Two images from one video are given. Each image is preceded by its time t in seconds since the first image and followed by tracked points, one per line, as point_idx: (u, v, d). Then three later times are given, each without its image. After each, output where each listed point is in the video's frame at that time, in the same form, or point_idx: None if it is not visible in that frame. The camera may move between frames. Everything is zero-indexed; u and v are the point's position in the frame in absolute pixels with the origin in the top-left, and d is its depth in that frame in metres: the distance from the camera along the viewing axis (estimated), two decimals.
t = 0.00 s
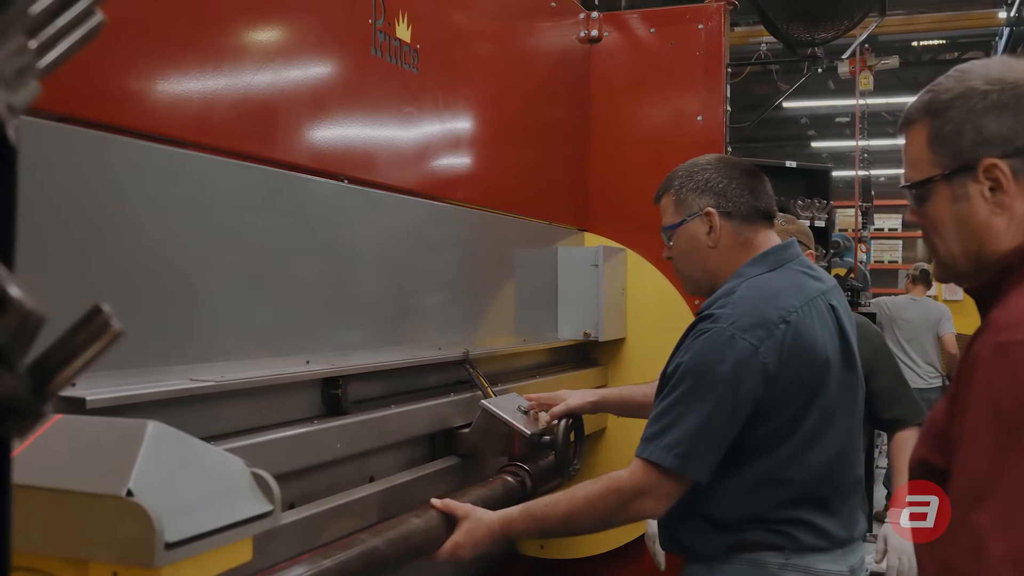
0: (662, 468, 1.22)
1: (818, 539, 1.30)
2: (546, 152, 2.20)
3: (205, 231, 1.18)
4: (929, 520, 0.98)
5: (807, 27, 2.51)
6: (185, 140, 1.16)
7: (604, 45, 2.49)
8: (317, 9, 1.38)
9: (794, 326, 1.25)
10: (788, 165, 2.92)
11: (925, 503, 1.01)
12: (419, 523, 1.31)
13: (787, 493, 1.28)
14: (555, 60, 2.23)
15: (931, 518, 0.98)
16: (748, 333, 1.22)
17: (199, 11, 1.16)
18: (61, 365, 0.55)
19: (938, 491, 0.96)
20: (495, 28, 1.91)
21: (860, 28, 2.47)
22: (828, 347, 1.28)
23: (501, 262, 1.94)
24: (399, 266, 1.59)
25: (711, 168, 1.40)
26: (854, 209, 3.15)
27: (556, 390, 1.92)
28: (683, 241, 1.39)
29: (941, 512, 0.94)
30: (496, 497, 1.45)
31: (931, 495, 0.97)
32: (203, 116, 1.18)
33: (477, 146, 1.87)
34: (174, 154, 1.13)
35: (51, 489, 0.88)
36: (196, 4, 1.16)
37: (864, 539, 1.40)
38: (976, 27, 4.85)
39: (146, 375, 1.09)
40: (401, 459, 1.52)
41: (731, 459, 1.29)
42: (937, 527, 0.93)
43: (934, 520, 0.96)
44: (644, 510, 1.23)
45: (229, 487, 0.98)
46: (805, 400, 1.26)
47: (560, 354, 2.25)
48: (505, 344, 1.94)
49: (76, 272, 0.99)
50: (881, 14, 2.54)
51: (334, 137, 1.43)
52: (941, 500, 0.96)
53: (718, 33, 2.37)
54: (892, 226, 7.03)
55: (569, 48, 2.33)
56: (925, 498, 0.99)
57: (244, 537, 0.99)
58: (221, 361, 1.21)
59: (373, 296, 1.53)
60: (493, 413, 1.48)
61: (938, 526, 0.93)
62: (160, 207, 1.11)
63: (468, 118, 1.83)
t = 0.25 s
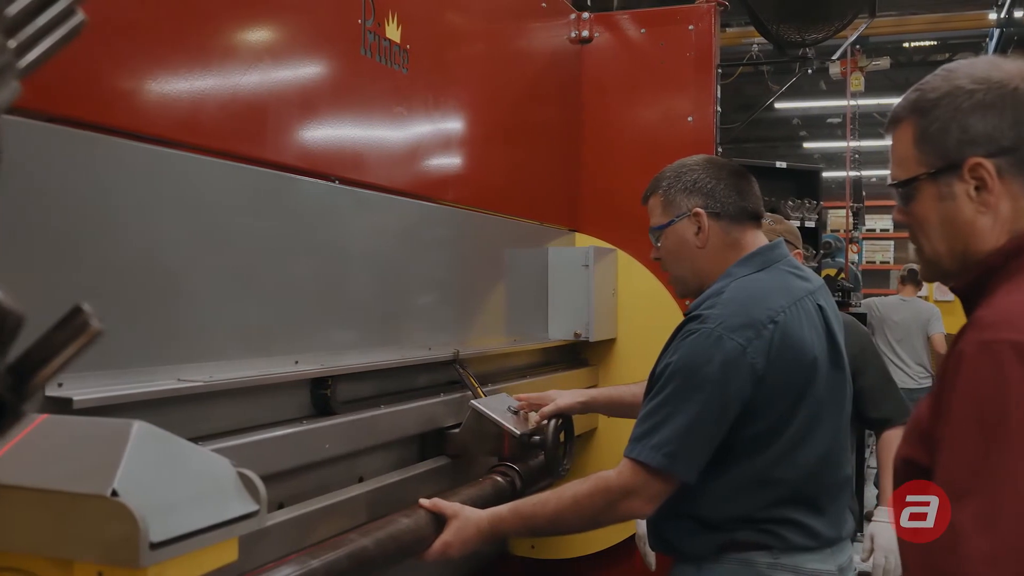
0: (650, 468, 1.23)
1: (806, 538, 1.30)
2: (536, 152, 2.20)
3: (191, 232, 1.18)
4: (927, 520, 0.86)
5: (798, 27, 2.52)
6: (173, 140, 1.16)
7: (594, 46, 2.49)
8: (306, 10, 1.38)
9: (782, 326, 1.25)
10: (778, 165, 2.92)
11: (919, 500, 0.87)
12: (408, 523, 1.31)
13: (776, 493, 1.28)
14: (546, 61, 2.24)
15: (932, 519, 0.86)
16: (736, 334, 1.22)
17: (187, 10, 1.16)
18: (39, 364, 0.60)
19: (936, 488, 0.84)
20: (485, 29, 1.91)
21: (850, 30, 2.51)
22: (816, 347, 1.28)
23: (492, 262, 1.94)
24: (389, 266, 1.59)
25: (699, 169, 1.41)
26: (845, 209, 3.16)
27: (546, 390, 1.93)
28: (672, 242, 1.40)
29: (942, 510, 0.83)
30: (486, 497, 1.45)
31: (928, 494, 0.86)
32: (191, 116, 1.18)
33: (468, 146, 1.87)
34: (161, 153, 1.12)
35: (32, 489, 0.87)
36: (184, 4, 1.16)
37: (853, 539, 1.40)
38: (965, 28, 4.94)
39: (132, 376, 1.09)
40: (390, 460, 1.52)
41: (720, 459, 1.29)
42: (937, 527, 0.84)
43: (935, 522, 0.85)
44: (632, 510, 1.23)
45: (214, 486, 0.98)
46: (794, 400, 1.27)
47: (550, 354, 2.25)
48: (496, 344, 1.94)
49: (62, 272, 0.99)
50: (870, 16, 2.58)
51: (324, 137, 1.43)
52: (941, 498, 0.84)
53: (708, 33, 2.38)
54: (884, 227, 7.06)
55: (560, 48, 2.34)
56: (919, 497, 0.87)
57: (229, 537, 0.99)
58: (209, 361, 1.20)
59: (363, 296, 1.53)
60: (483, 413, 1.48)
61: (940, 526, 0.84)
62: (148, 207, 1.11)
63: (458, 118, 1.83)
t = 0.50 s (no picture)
0: (638, 467, 1.23)
1: (795, 538, 1.30)
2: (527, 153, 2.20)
3: (179, 231, 1.17)
4: (924, 521, 0.82)
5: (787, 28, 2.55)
6: (161, 140, 1.15)
7: (585, 46, 2.50)
8: (294, 9, 1.38)
9: (770, 326, 1.25)
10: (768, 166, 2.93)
11: (915, 499, 0.83)
12: (397, 523, 1.30)
13: (765, 493, 1.28)
14: (537, 61, 2.24)
15: (930, 520, 0.81)
16: (724, 334, 1.23)
17: (175, 9, 1.16)
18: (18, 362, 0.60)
19: (935, 488, 0.80)
20: (475, 29, 1.91)
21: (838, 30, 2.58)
22: (804, 347, 1.28)
23: (482, 262, 1.94)
24: (379, 266, 1.59)
25: (687, 169, 1.41)
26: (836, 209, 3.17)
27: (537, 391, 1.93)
28: (660, 241, 1.40)
29: (942, 511, 0.80)
30: (476, 497, 1.45)
31: (927, 493, 0.81)
32: (179, 115, 1.18)
33: (458, 146, 1.87)
34: (148, 152, 1.12)
35: (16, 489, 0.87)
36: (172, 3, 1.16)
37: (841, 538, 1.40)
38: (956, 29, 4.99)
39: (119, 376, 1.08)
40: (379, 460, 1.52)
41: (709, 459, 1.30)
42: (936, 528, 0.80)
43: (932, 522, 0.81)
44: (621, 510, 1.24)
45: (200, 487, 0.97)
46: (782, 400, 1.27)
47: (541, 354, 2.25)
48: (487, 344, 1.94)
49: (48, 272, 0.98)
50: (858, 15, 2.65)
51: (313, 137, 1.43)
52: (941, 499, 0.80)
53: (698, 33, 2.38)
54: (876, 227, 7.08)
55: (551, 48, 2.35)
56: (915, 496, 0.83)
57: (215, 537, 0.99)
58: (197, 361, 1.20)
59: (353, 296, 1.52)
60: (472, 414, 1.48)
61: (940, 527, 0.80)
62: (135, 207, 1.10)
63: (448, 117, 1.83)
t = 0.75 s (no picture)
0: (627, 467, 1.23)
1: (783, 537, 1.30)
2: (519, 154, 2.21)
3: (168, 231, 1.17)
4: (923, 522, 0.80)
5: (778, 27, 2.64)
6: (148, 140, 1.15)
7: (576, 46, 2.51)
8: (283, 9, 1.38)
9: (757, 326, 1.26)
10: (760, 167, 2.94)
11: (913, 500, 0.81)
12: (386, 523, 1.30)
13: (753, 493, 1.28)
14: (527, 61, 2.24)
15: (931, 520, 0.79)
16: (712, 333, 1.23)
17: (163, 8, 1.16)
18: None
19: (936, 488, 0.78)
20: (466, 29, 1.92)
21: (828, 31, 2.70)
22: (792, 347, 1.29)
23: (473, 262, 1.94)
24: (369, 266, 1.59)
25: (679, 168, 1.43)
26: (827, 209, 3.19)
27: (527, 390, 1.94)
28: (652, 239, 1.41)
29: (942, 512, 0.78)
30: (465, 496, 1.45)
31: (928, 492, 0.79)
32: (168, 115, 1.18)
33: (448, 146, 1.87)
34: (137, 152, 1.11)
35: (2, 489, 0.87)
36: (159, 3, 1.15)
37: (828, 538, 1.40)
38: (946, 30, 5.03)
39: (106, 376, 1.08)
40: (368, 460, 1.52)
41: (697, 458, 1.30)
42: (936, 529, 0.78)
43: (932, 523, 0.79)
44: (610, 510, 1.24)
45: (186, 486, 0.97)
46: (770, 399, 1.27)
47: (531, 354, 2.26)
48: (478, 344, 1.95)
49: (34, 271, 0.98)
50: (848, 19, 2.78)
51: (303, 137, 1.43)
52: (942, 500, 0.78)
53: (688, 34, 2.39)
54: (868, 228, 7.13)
55: (541, 49, 2.35)
56: (915, 496, 0.80)
57: (200, 537, 0.99)
58: (185, 361, 1.20)
59: (343, 296, 1.52)
60: (462, 414, 1.48)
61: (939, 528, 0.78)
62: (123, 206, 1.10)
63: (439, 117, 1.83)
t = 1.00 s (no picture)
0: (615, 466, 1.23)
1: (771, 536, 1.30)
2: (510, 154, 2.22)
3: (154, 230, 1.16)
4: (922, 522, 0.79)
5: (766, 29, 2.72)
6: (135, 140, 1.14)
7: (566, 47, 2.52)
8: (271, 9, 1.38)
9: (745, 325, 1.26)
10: (749, 168, 2.93)
11: (912, 500, 0.80)
12: (374, 522, 1.30)
13: (741, 492, 1.28)
14: (518, 61, 2.25)
15: (931, 520, 0.78)
16: (700, 333, 1.23)
17: (149, 7, 1.15)
18: None
19: (935, 488, 0.77)
20: (456, 29, 1.92)
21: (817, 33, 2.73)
22: (779, 347, 1.29)
23: (463, 262, 1.94)
24: (359, 266, 1.59)
25: (673, 168, 1.44)
26: (818, 210, 3.20)
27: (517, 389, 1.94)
28: (646, 236, 1.41)
29: (942, 513, 0.77)
30: (454, 496, 1.45)
31: (928, 492, 0.78)
32: (155, 114, 1.17)
33: (439, 146, 1.88)
34: (123, 152, 1.11)
35: None
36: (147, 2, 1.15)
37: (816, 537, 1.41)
38: (937, 31, 5.13)
39: (92, 376, 1.07)
40: (357, 460, 1.52)
41: (685, 458, 1.30)
42: (936, 529, 0.77)
43: (932, 523, 0.78)
44: (598, 510, 1.24)
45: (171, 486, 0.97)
46: (757, 399, 1.27)
47: (522, 354, 2.26)
48: (469, 344, 1.95)
49: (19, 270, 0.97)
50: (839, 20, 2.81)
51: (292, 137, 1.43)
52: (942, 500, 0.77)
53: (679, 34, 2.41)
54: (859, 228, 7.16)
55: (532, 49, 2.36)
56: (915, 496, 0.79)
57: (185, 537, 0.98)
58: (173, 361, 1.19)
59: (333, 296, 1.52)
60: (452, 414, 1.48)
61: (939, 528, 0.77)
62: (108, 205, 1.09)
63: (429, 117, 1.83)
